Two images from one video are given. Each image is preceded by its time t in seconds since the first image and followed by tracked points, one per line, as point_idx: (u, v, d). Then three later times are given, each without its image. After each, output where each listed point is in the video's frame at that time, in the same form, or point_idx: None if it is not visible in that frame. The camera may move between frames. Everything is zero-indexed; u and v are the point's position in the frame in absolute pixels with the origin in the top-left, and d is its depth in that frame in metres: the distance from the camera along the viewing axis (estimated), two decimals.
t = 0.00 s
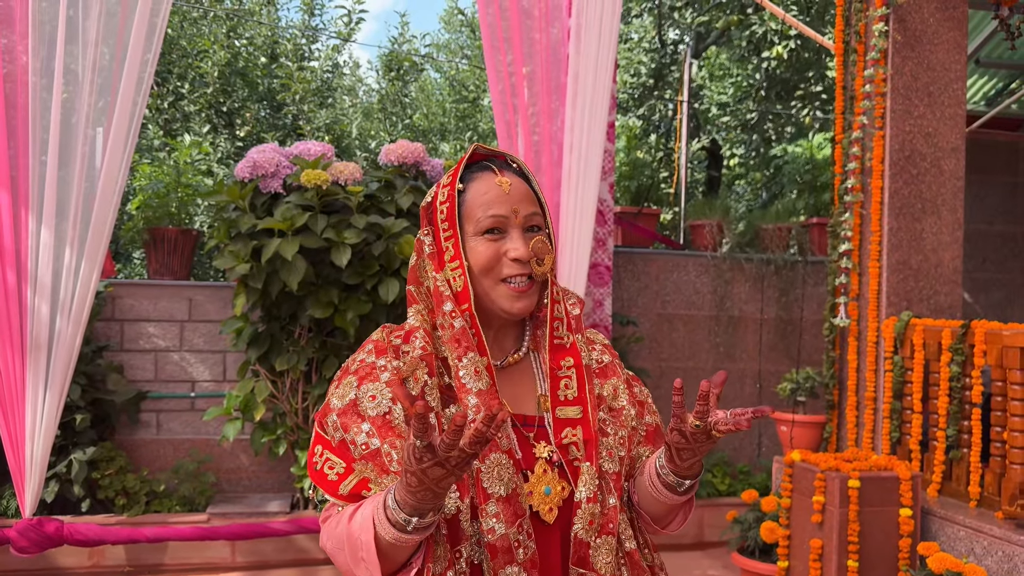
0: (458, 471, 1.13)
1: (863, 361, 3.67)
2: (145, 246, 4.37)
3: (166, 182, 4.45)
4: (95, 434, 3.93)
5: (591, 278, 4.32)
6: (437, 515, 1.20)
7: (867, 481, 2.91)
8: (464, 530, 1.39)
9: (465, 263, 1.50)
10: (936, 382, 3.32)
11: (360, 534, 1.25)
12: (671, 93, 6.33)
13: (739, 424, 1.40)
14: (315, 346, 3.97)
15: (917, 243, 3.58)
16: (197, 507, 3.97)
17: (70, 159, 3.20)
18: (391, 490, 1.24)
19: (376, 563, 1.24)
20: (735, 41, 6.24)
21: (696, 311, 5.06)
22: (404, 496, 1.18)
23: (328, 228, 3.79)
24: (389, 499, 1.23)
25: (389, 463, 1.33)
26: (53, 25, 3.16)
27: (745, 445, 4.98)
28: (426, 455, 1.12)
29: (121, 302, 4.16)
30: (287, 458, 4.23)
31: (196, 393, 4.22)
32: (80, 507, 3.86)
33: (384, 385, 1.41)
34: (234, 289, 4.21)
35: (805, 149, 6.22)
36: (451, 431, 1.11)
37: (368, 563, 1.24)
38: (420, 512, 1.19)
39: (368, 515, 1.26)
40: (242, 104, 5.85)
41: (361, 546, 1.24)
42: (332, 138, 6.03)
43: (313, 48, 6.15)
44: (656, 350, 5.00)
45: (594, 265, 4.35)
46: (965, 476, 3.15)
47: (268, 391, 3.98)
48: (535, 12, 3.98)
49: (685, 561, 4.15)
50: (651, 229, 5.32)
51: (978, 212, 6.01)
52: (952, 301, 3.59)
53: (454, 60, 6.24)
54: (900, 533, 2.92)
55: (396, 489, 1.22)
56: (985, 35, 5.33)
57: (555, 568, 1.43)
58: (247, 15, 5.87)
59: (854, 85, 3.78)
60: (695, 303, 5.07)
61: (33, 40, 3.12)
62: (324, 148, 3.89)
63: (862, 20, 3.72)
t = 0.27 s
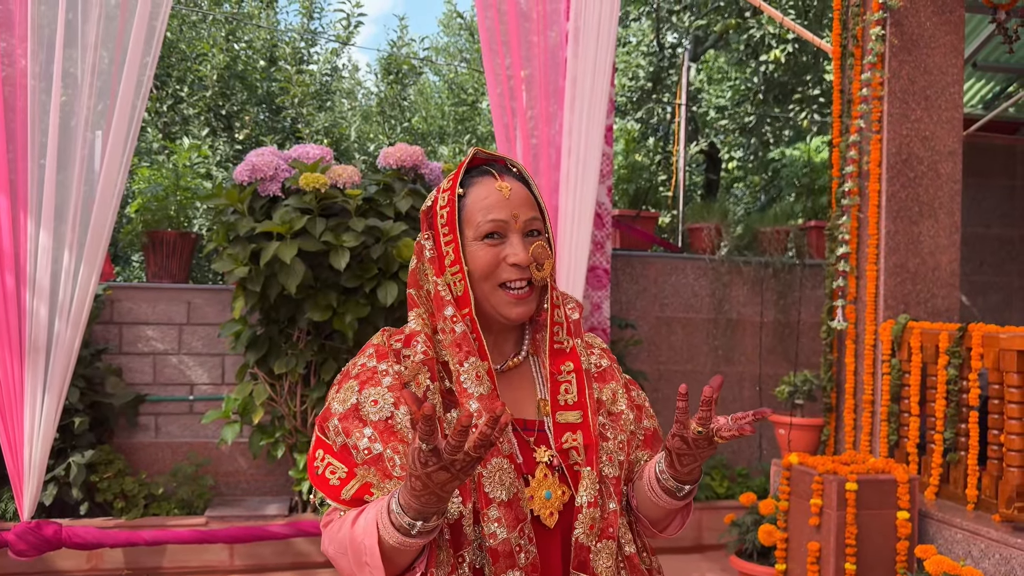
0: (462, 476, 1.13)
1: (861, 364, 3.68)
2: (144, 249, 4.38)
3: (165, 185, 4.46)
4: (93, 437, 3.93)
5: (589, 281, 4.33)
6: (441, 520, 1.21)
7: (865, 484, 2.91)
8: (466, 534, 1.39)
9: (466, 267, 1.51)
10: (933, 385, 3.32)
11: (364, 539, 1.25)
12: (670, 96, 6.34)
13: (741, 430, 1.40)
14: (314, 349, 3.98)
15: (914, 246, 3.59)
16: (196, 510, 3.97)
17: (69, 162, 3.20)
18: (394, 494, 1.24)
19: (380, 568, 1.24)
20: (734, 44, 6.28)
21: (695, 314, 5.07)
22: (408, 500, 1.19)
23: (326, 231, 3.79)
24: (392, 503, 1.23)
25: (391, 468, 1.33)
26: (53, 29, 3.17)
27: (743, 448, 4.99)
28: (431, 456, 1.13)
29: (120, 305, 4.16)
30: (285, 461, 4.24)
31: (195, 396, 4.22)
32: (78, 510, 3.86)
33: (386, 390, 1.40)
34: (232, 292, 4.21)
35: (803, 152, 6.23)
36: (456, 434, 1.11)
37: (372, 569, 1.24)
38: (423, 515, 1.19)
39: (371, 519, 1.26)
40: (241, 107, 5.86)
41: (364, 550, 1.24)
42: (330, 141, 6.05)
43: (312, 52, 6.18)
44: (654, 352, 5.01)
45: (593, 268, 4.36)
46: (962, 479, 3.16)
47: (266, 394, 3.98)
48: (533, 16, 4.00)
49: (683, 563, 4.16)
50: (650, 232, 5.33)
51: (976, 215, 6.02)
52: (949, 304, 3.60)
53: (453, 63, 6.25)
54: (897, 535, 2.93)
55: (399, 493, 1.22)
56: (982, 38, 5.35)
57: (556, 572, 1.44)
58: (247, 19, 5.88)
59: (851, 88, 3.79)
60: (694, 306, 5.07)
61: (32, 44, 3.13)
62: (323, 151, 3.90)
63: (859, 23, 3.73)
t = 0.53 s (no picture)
0: (466, 483, 1.13)
1: (858, 367, 3.68)
2: (142, 252, 4.38)
3: (163, 187, 4.46)
4: (91, 439, 3.92)
5: (587, 284, 4.34)
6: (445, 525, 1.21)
7: (862, 487, 2.91)
8: (470, 538, 1.39)
9: (470, 271, 1.50)
10: (930, 388, 3.33)
11: (368, 542, 1.25)
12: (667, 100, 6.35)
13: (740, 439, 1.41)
14: (312, 352, 3.98)
15: (911, 250, 3.60)
16: (193, 513, 3.97)
17: (68, 165, 3.21)
18: (399, 498, 1.24)
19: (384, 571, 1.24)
20: (732, 48, 6.29)
21: (692, 317, 5.08)
22: (412, 505, 1.18)
23: (324, 235, 3.79)
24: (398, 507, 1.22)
25: (395, 471, 1.33)
26: (52, 32, 3.17)
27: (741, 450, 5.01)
28: (437, 467, 1.13)
29: (118, 308, 4.16)
30: (283, 464, 4.23)
31: (192, 399, 4.22)
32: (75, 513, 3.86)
33: (390, 393, 1.41)
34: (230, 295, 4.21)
35: (800, 156, 6.24)
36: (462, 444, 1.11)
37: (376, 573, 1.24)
38: (430, 521, 1.19)
39: (374, 523, 1.26)
40: (239, 110, 5.86)
41: (368, 554, 1.25)
42: (329, 144, 6.06)
43: (310, 55, 6.18)
44: (652, 355, 5.02)
45: (590, 271, 4.36)
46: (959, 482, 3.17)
47: (264, 397, 3.98)
48: (531, 19, 4.01)
49: (681, 566, 4.16)
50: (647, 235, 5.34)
51: (973, 218, 6.04)
52: (946, 307, 3.60)
53: (451, 66, 6.26)
54: (895, 538, 2.93)
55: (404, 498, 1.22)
56: (979, 42, 5.37)
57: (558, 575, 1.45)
58: (245, 22, 5.89)
59: (848, 92, 3.80)
60: (691, 309, 5.08)
61: (31, 47, 3.13)
62: (321, 154, 3.90)
63: (856, 27, 3.74)
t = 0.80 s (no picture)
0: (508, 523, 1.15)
1: (852, 367, 3.70)
2: (136, 250, 4.37)
3: (158, 185, 4.45)
4: (85, 438, 3.91)
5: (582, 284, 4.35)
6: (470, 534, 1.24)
7: (856, 486, 2.92)
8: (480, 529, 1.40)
9: (484, 263, 1.48)
10: (923, 388, 3.34)
11: (387, 544, 1.25)
12: (663, 100, 6.34)
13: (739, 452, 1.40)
14: (307, 350, 3.97)
15: (905, 250, 3.62)
16: (187, 512, 3.96)
17: (62, 164, 3.20)
18: (428, 499, 1.24)
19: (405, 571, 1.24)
20: (726, 49, 6.36)
21: (687, 317, 5.09)
22: (446, 511, 1.19)
23: (320, 233, 3.79)
24: (426, 504, 1.23)
25: (402, 464, 1.34)
26: (46, 30, 3.16)
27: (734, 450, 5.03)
28: (481, 507, 1.14)
29: (112, 306, 4.14)
30: (277, 462, 4.23)
31: (187, 397, 4.21)
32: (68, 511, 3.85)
33: (394, 386, 1.40)
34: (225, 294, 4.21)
35: (795, 157, 6.26)
36: (514, 492, 1.12)
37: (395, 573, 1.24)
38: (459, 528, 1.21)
39: (393, 524, 1.25)
40: (235, 109, 5.85)
41: (388, 555, 1.24)
42: (324, 143, 6.06)
43: (306, 54, 6.18)
44: (647, 355, 5.02)
45: (586, 271, 4.37)
46: (952, 481, 3.18)
47: (259, 395, 3.97)
48: (527, 20, 4.02)
49: (675, 565, 4.17)
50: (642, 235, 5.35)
51: (966, 220, 6.07)
52: (940, 308, 3.62)
53: (446, 65, 6.27)
54: (888, 537, 2.94)
55: (435, 498, 1.22)
56: (973, 44, 5.39)
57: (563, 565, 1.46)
58: (241, 20, 5.89)
59: (843, 93, 3.82)
60: (686, 309, 5.09)
61: (26, 44, 3.12)
62: (317, 152, 3.91)
63: (851, 28, 3.76)
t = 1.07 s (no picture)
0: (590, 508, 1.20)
1: (842, 361, 3.73)
2: (127, 241, 4.35)
3: (150, 177, 4.44)
4: (75, 429, 3.90)
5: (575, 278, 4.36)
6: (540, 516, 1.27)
7: (845, 478, 2.95)
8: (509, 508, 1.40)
9: (503, 246, 1.47)
10: (912, 381, 3.37)
11: (451, 528, 1.23)
12: (656, 97, 6.38)
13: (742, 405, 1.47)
14: (299, 342, 3.97)
15: (895, 245, 3.64)
16: (178, 503, 3.96)
17: (54, 154, 3.18)
18: (495, 480, 1.24)
19: (467, 558, 1.24)
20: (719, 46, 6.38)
21: (678, 312, 5.11)
22: (526, 490, 1.21)
23: (313, 225, 3.79)
24: (498, 488, 1.23)
25: (441, 447, 1.33)
26: (38, 20, 3.14)
27: (724, 444, 5.07)
28: (587, 485, 1.17)
29: (103, 297, 4.13)
30: (269, 455, 4.22)
31: (178, 389, 4.20)
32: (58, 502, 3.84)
33: (420, 371, 1.38)
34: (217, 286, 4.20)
35: (787, 154, 6.27)
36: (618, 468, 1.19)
37: (456, 560, 1.24)
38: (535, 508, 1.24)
39: (451, 511, 1.24)
40: (227, 102, 5.84)
41: (450, 540, 1.24)
42: (317, 136, 6.05)
43: (299, 47, 6.17)
44: (638, 350, 5.04)
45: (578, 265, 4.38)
46: (940, 474, 3.21)
47: (250, 387, 3.97)
48: (521, 14, 4.03)
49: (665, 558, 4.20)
50: (634, 230, 5.37)
51: (956, 218, 6.11)
52: (929, 303, 3.65)
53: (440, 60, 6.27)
54: (876, 529, 2.96)
55: (511, 483, 1.22)
56: (964, 43, 5.43)
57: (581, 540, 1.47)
58: (234, 13, 5.88)
59: (835, 89, 3.84)
60: (678, 305, 5.11)
61: (18, 34, 3.09)
62: (310, 144, 3.90)
63: (844, 25, 3.78)
